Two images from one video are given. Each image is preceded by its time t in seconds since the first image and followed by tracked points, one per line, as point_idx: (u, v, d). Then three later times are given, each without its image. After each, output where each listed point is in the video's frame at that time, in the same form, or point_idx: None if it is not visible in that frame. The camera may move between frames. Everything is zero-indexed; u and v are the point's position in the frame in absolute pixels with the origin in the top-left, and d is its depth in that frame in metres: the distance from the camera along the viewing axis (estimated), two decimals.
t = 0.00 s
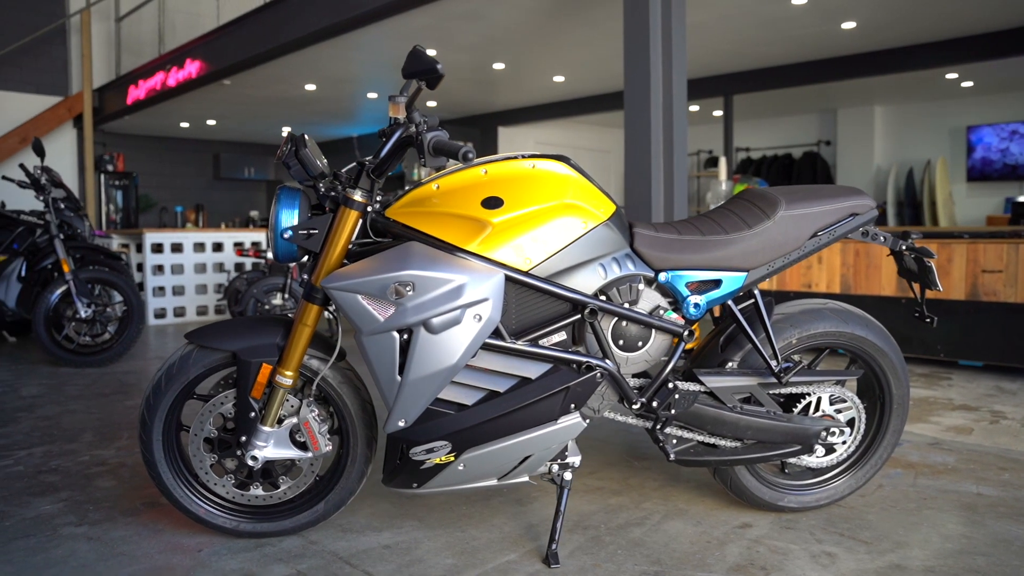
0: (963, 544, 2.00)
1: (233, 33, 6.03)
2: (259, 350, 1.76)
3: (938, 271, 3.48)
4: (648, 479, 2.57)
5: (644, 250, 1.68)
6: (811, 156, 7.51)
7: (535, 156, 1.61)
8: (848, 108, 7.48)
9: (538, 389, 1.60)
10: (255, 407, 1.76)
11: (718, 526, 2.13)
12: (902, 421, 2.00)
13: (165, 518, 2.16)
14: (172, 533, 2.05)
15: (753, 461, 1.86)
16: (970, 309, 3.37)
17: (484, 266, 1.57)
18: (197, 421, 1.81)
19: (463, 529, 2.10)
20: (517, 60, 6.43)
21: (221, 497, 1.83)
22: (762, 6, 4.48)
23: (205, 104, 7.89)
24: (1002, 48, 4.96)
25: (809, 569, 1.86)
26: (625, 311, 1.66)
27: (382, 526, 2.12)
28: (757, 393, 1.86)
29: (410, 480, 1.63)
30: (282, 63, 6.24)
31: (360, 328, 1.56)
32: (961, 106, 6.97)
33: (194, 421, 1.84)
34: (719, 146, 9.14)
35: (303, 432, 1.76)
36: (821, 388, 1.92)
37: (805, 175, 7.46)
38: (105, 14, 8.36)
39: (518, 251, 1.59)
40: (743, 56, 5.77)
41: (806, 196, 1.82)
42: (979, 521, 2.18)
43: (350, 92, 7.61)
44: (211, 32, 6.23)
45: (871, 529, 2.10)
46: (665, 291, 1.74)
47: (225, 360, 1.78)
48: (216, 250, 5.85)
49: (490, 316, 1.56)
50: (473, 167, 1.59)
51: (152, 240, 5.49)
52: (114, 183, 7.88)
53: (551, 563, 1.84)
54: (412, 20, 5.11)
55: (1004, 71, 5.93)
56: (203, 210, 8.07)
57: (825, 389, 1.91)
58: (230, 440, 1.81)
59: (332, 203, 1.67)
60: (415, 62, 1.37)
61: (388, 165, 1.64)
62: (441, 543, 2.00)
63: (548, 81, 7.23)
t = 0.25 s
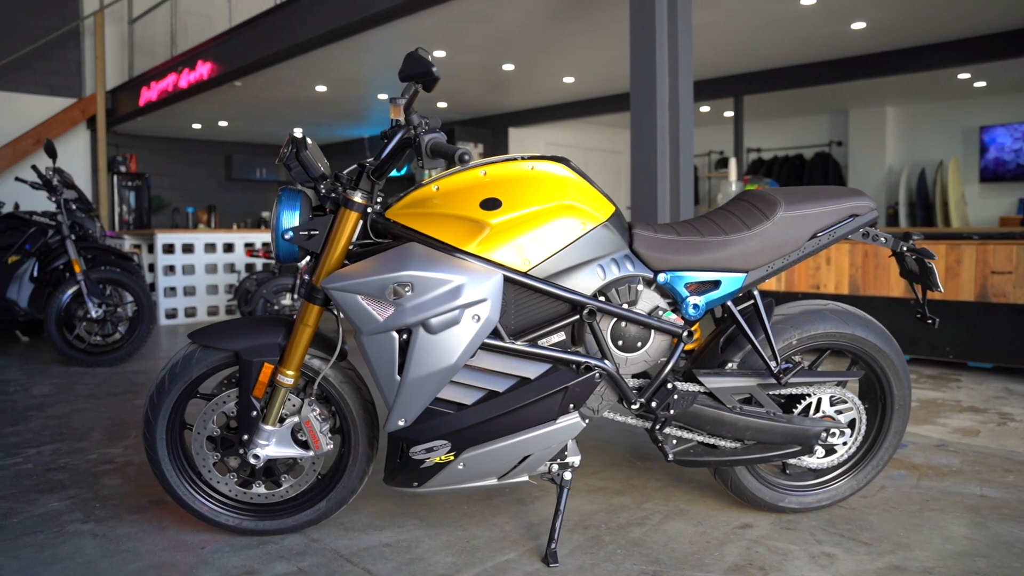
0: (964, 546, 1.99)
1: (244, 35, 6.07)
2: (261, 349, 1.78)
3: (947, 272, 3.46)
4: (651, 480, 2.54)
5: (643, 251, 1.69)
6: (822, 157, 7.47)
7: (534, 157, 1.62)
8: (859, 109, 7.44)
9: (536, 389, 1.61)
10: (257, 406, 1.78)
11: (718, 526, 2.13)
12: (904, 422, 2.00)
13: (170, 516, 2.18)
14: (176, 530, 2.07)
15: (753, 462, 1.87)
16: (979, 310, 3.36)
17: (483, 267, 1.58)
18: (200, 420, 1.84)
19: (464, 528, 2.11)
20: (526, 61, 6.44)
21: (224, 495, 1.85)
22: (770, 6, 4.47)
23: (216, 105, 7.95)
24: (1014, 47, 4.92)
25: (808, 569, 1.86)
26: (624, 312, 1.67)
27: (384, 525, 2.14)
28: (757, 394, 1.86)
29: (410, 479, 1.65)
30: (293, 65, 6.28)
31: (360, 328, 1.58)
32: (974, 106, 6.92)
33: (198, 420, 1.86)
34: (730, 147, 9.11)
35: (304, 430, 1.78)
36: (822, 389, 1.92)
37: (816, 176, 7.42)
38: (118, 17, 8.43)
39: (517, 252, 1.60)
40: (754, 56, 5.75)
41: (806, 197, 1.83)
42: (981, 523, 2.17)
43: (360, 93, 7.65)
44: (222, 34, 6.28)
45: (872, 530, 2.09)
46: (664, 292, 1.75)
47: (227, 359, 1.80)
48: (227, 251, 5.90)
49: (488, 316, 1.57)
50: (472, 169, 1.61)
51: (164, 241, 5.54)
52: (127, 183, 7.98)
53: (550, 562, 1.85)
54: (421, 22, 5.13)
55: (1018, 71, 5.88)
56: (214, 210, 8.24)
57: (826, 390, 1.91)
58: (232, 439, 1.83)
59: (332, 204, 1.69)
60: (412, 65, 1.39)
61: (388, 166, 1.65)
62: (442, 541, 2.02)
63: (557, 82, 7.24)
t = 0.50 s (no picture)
0: (964, 548, 1.99)
1: (256, 37, 6.12)
2: (263, 349, 1.80)
3: (956, 273, 3.45)
4: (653, 480, 2.55)
5: (642, 252, 1.70)
6: (834, 158, 7.42)
7: (532, 159, 1.64)
8: (872, 109, 7.39)
9: (535, 388, 1.62)
10: (258, 405, 1.80)
11: (718, 526, 2.14)
12: (905, 423, 2.00)
13: (174, 513, 2.21)
14: (181, 527, 2.10)
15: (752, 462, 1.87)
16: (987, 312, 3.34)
17: (482, 268, 1.60)
18: (203, 419, 1.86)
19: (465, 527, 2.13)
20: (536, 63, 6.45)
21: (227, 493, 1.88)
22: (779, 7, 4.47)
23: (229, 107, 8.01)
24: None
25: (806, 570, 1.86)
26: (623, 312, 1.67)
27: (385, 523, 2.15)
28: (756, 394, 1.86)
29: (411, 477, 1.66)
30: (305, 66, 6.32)
31: (360, 328, 1.60)
32: (988, 107, 6.87)
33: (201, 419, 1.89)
34: (741, 148, 9.07)
35: (306, 429, 1.81)
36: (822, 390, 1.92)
37: (828, 177, 7.37)
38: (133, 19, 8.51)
39: (516, 253, 1.62)
40: (765, 57, 5.74)
41: (805, 198, 1.83)
42: (982, 524, 2.16)
43: (371, 95, 7.69)
44: (234, 36, 6.33)
45: (872, 532, 2.09)
46: (663, 293, 1.75)
47: (230, 359, 1.82)
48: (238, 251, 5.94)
49: (487, 316, 1.59)
50: (472, 171, 1.62)
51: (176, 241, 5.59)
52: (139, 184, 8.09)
53: (549, 561, 1.86)
54: (431, 24, 5.16)
55: None
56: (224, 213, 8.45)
57: (826, 391, 1.91)
58: (235, 438, 1.86)
59: (333, 206, 1.71)
60: (409, 68, 1.41)
61: (388, 168, 1.67)
62: (442, 539, 2.03)
63: (567, 83, 7.24)
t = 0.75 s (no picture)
0: (963, 550, 1.99)
1: (267, 40, 6.17)
2: (265, 349, 1.83)
3: (965, 274, 3.43)
4: (654, 479, 2.56)
5: (641, 253, 1.71)
6: (846, 158, 7.36)
7: (531, 161, 1.65)
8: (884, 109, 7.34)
9: (533, 388, 1.64)
10: (260, 404, 1.83)
11: (718, 527, 2.14)
12: (905, 425, 1.99)
13: (179, 511, 2.24)
14: (185, 524, 2.13)
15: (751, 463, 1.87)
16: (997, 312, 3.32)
17: (481, 269, 1.62)
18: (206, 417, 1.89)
19: (465, 525, 2.14)
20: (545, 64, 6.46)
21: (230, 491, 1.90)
22: (788, 7, 4.46)
23: (241, 108, 8.07)
24: None
25: (803, 570, 1.86)
26: (621, 313, 1.68)
27: (387, 522, 2.17)
28: (754, 395, 1.86)
29: (411, 476, 1.68)
30: (316, 68, 6.36)
31: (359, 328, 1.62)
32: (1002, 106, 6.81)
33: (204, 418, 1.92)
34: (752, 148, 9.03)
35: (307, 428, 1.83)
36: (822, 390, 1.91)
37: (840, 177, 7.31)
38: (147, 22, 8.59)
39: (514, 254, 1.63)
40: (776, 57, 5.72)
41: (804, 199, 1.83)
42: (983, 526, 2.16)
43: (382, 96, 7.73)
44: (246, 38, 6.38)
45: (871, 533, 2.09)
46: (662, 294, 1.76)
47: (232, 358, 1.85)
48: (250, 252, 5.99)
49: (485, 317, 1.60)
50: (470, 172, 1.64)
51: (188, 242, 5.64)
52: (153, 186, 8.00)
53: (547, 560, 1.88)
54: (440, 26, 5.19)
55: None
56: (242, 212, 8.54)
57: (825, 392, 1.91)
58: (238, 436, 1.88)
59: (333, 207, 1.73)
60: (406, 72, 1.43)
61: (387, 171, 1.68)
62: (443, 538, 2.05)
63: (577, 84, 7.25)
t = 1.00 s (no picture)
0: (962, 551, 1.99)
1: (278, 42, 6.23)
2: (268, 349, 1.86)
3: (974, 275, 3.42)
4: (656, 480, 2.58)
5: (639, 254, 1.72)
6: (857, 158, 7.32)
7: (529, 163, 1.68)
8: (896, 109, 7.29)
9: (531, 388, 1.66)
10: (263, 403, 1.86)
11: (717, 527, 2.15)
12: (905, 426, 1.99)
13: (186, 508, 2.28)
14: (191, 521, 2.16)
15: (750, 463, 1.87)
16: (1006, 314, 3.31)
17: (479, 270, 1.64)
18: (211, 415, 1.93)
19: (465, 524, 2.17)
20: (554, 65, 6.48)
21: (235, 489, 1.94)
22: (796, 7, 4.46)
23: (254, 111, 8.14)
24: None
25: (800, 570, 1.87)
26: (619, 313, 1.70)
27: (388, 520, 2.20)
28: (752, 395, 1.86)
29: (411, 475, 1.71)
30: (326, 70, 6.41)
31: (359, 329, 1.64)
32: (1016, 105, 6.76)
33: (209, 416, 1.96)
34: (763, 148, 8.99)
35: (309, 426, 1.86)
36: (820, 391, 1.92)
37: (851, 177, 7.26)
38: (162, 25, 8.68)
39: (511, 255, 1.66)
40: (786, 57, 5.70)
41: (801, 200, 1.84)
42: (983, 527, 2.15)
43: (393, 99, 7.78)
44: (258, 41, 6.44)
45: (870, 534, 2.09)
46: (660, 294, 1.78)
47: (236, 358, 1.88)
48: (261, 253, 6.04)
49: (482, 317, 1.63)
50: (470, 174, 1.67)
51: (200, 244, 5.70)
52: (168, 189, 8.53)
53: (544, 559, 1.89)
54: (449, 28, 5.23)
55: None
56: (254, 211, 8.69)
57: (824, 392, 1.91)
58: (242, 434, 1.92)
59: (334, 209, 1.76)
60: (402, 76, 1.47)
61: (387, 172, 1.70)
62: (443, 536, 2.08)
63: (587, 85, 7.26)
